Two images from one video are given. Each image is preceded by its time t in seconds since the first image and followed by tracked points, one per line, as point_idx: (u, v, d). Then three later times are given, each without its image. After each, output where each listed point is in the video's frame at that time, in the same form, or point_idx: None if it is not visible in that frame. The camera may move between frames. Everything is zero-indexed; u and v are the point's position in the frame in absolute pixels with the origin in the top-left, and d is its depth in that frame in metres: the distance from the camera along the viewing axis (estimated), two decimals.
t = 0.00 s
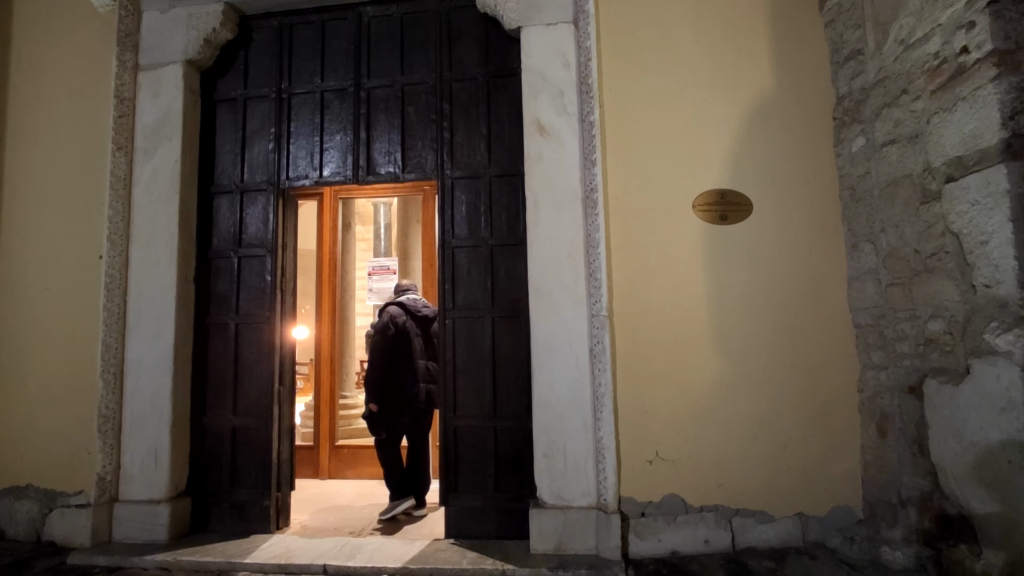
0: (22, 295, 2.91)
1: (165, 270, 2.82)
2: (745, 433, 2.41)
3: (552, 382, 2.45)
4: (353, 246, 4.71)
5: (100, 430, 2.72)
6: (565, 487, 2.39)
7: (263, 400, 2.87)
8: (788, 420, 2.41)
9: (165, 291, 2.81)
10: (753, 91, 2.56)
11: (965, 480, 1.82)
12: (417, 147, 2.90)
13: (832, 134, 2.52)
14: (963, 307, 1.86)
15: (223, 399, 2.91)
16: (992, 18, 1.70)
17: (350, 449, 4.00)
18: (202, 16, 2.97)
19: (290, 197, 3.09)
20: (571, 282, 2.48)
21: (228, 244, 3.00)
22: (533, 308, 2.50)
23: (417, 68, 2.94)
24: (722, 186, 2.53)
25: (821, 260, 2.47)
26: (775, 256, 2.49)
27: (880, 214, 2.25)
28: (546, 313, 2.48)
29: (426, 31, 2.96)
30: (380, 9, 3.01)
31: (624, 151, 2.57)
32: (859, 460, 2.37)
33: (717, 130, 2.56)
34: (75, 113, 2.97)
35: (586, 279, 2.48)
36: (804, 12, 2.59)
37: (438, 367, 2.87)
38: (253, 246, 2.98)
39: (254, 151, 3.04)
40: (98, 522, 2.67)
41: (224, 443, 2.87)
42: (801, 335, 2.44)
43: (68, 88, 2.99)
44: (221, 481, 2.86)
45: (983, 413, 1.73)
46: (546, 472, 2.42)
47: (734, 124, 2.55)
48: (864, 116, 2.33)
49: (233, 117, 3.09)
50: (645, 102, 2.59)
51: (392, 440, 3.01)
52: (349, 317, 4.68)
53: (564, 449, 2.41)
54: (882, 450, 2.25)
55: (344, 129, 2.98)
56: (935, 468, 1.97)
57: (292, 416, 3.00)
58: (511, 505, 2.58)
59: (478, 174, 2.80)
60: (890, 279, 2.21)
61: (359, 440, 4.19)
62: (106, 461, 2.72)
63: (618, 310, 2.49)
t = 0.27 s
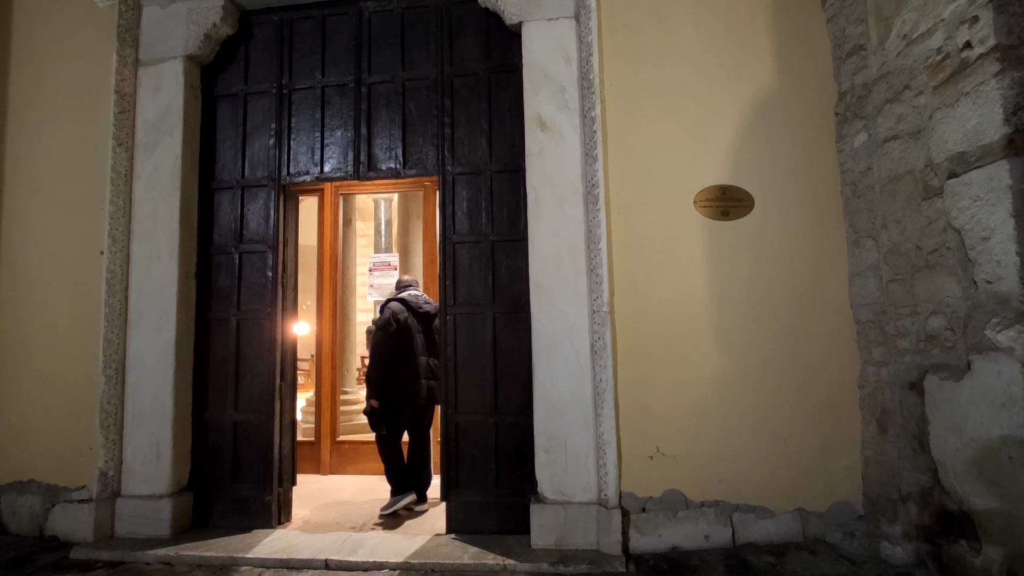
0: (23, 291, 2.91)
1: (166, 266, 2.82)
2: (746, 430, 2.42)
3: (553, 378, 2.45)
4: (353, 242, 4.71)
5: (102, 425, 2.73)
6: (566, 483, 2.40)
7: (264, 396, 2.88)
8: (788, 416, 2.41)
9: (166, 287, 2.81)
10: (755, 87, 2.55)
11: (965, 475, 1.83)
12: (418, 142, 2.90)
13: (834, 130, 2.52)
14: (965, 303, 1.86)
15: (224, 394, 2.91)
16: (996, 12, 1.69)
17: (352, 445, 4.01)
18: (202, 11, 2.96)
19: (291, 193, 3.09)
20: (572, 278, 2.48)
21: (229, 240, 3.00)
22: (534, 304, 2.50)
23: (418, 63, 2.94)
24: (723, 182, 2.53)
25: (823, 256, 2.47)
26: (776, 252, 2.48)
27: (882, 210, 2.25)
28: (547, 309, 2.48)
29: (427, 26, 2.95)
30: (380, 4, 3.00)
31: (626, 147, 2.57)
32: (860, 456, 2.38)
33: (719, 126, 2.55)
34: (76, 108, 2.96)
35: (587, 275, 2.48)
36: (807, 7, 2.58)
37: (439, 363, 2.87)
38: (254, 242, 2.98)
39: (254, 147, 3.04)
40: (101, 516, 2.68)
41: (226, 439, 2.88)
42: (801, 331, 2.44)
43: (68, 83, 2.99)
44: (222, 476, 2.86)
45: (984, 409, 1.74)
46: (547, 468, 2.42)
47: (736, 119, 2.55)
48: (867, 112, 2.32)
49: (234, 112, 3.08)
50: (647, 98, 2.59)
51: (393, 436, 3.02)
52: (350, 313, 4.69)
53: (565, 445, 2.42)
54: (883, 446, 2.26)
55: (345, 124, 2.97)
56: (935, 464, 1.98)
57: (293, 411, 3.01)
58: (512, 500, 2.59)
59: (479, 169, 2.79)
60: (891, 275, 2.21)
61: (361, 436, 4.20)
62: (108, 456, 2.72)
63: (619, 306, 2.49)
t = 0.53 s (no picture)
0: (24, 287, 2.92)
1: (167, 263, 2.82)
2: (746, 426, 2.42)
3: (553, 374, 2.45)
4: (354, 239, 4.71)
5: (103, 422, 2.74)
6: (566, 479, 2.40)
7: (265, 393, 2.88)
8: (789, 413, 2.42)
9: (166, 284, 2.81)
10: (756, 83, 2.55)
11: (964, 472, 1.83)
12: (419, 139, 2.89)
13: (835, 126, 2.51)
14: (965, 300, 1.86)
15: (225, 391, 2.92)
16: (998, 8, 1.69)
17: (352, 441, 4.02)
18: (202, 7, 2.95)
19: (291, 189, 3.09)
20: (572, 275, 2.48)
21: (229, 237, 3.00)
22: (534, 301, 2.50)
23: (418, 59, 2.93)
24: (724, 179, 2.52)
25: (823, 253, 2.47)
26: (777, 249, 2.48)
27: (883, 206, 2.25)
28: (547, 306, 2.49)
29: (427, 22, 2.94)
30: None
31: (626, 143, 2.56)
32: (860, 453, 2.38)
33: (720, 123, 2.55)
34: (75, 105, 2.96)
35: (588, 272, 2.48)
36: (808, 4, 2.57)
37: (439, 360, 2.88)
38: (255, 239, 2.98)
39: (255, 144, 3.04)
40: (102, 512, 2.69)
41: (227, 435, 2.88)
42: (803, 328, 2.44)
43: (68, 79, 2.99)
44: (223, 473, 2.87)
45: (984, 406, 1.74)
46: (547, 464, 2.43)
47: (737, 115, 2.54)
48: (867, 108, 2.32)
49: (234, 109, 3.08)
50: (647, 94, 2.58)
51: (393, 432, 3.02)
52: (350, 310, 4.69)
53: (565, 441, 2.42)
54: (883, 443, 2.26)
55: (345, 121, 2.97)
56: (935, 460, 1.98)
57: (294, 408, 3.01)
58: (513, 497, 2.59)
59: (479, 166, 2.79)
60: (892, 272, 2.21)
61: (361, 432, 4.20)
62: (110, 452, 2.73)
63: (620, 303, 2.48)
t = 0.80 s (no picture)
0: (24, 284, 2.91)
1: (167, 259, 2.82)
2: (746, 423, 2.42)
3: (554, 371, 2.45)
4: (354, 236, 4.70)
5: (104, 418, 2.74)
6: (566, 476, 2.41)
7: (266, 389, 2.89)
8: (789, 410, 2.42)
9: (167, 281, 2.81)
10: (757, 79, 2.54)
11: (964, 468, 1.83)
12: (419, 136, 2.89)
13: (836, 123, 2.51)
14: (966, 296, 1.86)
15: (226, 388, 2.92)
16: (999, 4, 1.68)
17: (353, 438, 4.02)
18: (202, 3, 2.94)
19: (291, 186, 3.08)
20: (572, 272, 2.48)
21: (230, 234, 3.00)
22: (534, 298, 2.50)
23: (418, 56, 2.93)
24: (725, 176, 2.52)
25: (824, 250, 2.46)
26: (777, 246, 2.48)
27: (884, 203, 2.24)
28: (548, 303, 2.49)
29: (428, 19, 2.94)
30: None
31: (627, 140, 2.56)
32: (860, 449, 2.38)
33: (721, 119, 2.54)
34: (75, 101, 2.96)
35: (588, 268, 2.48)
36: None
37: (439, 357, 2.88)
38: (255, 235, 2.97)
39: (255, 140, 3.03)
40: (103, 509, 2.69)
41: (228, 432, 2.89)
42: (803, 325, 2.44)
43: (67, 75, 2.98)
44: (224, 469, 2.87)
45: (984, 402, 1.74)
46: (548, 461, 2.43)
47: (737, 112, 2.54)
48: (869, 104, 2.32)
49: (234, 105, 3.07)
50: (648, 91, 2.57)
51: (394, 429, 3.02)
52: (351, 307, 4.69)
53: (565, 438, 2.43)
54: (883, 440, 2.26)
55: (345, 117, 2.97)
56: (935, 457, 1.98)
57: (294, 405, 3.02)
58: (513, 493, 2.60)
59: (480, 163, 2.79)
60: (893, 269, 2.21)
61: (362, 429, 4.21)
62: (111, 449, 2.74)
63: (620, 300, 2.48)
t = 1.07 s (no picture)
0: (22, 280, 2.90)
1: (166, 255, 2.80)
2: (749, 420, 2.40)
3: (556, 367, 2.43)
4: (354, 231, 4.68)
5: (103, 415, 2.73)
6: (568, 472, 2.39)
7: (266, 385, 2.87)
8: (793, 406, 2.40)
9: (165, 276, 2.79)
10: (761, 72, 2.51)
11: (970, 465, 1.81)
12: (419, 130, 2.86)
13: (841, 117, 2.48)
14: (973, 292, 1.84)
15: (225, 384, 2.90)
16: None
17: (353, 434, 4.00)
18: None
19: (291, 181, 3.06)
20: (574, 267, 2.46)
21: (229, 229, 2.97)
22: (535, 293, 2.48)
23: (418, 49, 2.90)
24: (729, 170, 2.49)
25: (829, 245, 2.44)
26: (782, 241, 2.46)
27: (889, 197, 2.22)
28: (549, 298, 2.46)
29: (428, 11, 2.90)
30: None
31: (630, 134, 2.53)
32: (864, 446, 2.36)
33: (724, 113, 2.51)
34: (72, 95, 2.93)
35: (590, 264, 2.46)
36: None
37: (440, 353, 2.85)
38: (255, 231, 2.95)
39: (254, 135, 3.01)
40: (102, 505, 2.68)
41: (227, 428, 2.87)
42: (807, 321, 2.42)
43: (64, 69, 2.95)
44: (224, 466, 2.86)
45: (991, 399, 1.72)
46: (549, 457, 2.41)
47: (741, 105, 2.51)
48: (874, 98, 2.29)
49: (232, 99, 3.04)
50: (651, 84, 2.55)
51: (395, 426, 3.00)
52: (351, 303, 4.67)
53: (567, 434, 2.41)
54: (888, 436, 2.25)
55: (344, 112, 2.94)
56: (941, 454, 1.96)
57: (295, 401, 3.00)
58: (515, 490, 2.58)
59: (481, 157, 2.76)
60: (898, 264, 2.19)
61: (362, 425, 4.19)
62: (110, 445, 2.72)
63: (623, 295, 2.46)
